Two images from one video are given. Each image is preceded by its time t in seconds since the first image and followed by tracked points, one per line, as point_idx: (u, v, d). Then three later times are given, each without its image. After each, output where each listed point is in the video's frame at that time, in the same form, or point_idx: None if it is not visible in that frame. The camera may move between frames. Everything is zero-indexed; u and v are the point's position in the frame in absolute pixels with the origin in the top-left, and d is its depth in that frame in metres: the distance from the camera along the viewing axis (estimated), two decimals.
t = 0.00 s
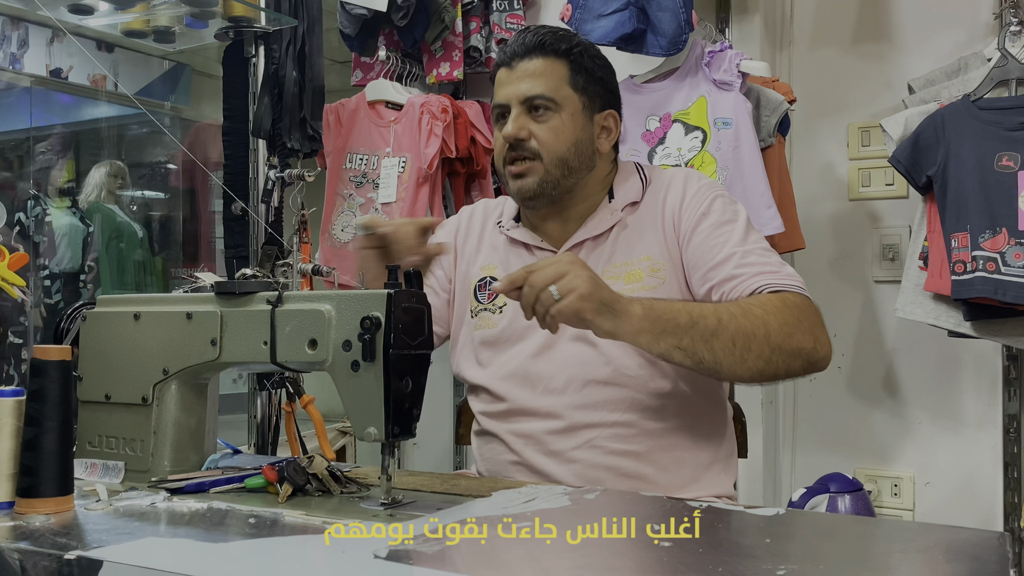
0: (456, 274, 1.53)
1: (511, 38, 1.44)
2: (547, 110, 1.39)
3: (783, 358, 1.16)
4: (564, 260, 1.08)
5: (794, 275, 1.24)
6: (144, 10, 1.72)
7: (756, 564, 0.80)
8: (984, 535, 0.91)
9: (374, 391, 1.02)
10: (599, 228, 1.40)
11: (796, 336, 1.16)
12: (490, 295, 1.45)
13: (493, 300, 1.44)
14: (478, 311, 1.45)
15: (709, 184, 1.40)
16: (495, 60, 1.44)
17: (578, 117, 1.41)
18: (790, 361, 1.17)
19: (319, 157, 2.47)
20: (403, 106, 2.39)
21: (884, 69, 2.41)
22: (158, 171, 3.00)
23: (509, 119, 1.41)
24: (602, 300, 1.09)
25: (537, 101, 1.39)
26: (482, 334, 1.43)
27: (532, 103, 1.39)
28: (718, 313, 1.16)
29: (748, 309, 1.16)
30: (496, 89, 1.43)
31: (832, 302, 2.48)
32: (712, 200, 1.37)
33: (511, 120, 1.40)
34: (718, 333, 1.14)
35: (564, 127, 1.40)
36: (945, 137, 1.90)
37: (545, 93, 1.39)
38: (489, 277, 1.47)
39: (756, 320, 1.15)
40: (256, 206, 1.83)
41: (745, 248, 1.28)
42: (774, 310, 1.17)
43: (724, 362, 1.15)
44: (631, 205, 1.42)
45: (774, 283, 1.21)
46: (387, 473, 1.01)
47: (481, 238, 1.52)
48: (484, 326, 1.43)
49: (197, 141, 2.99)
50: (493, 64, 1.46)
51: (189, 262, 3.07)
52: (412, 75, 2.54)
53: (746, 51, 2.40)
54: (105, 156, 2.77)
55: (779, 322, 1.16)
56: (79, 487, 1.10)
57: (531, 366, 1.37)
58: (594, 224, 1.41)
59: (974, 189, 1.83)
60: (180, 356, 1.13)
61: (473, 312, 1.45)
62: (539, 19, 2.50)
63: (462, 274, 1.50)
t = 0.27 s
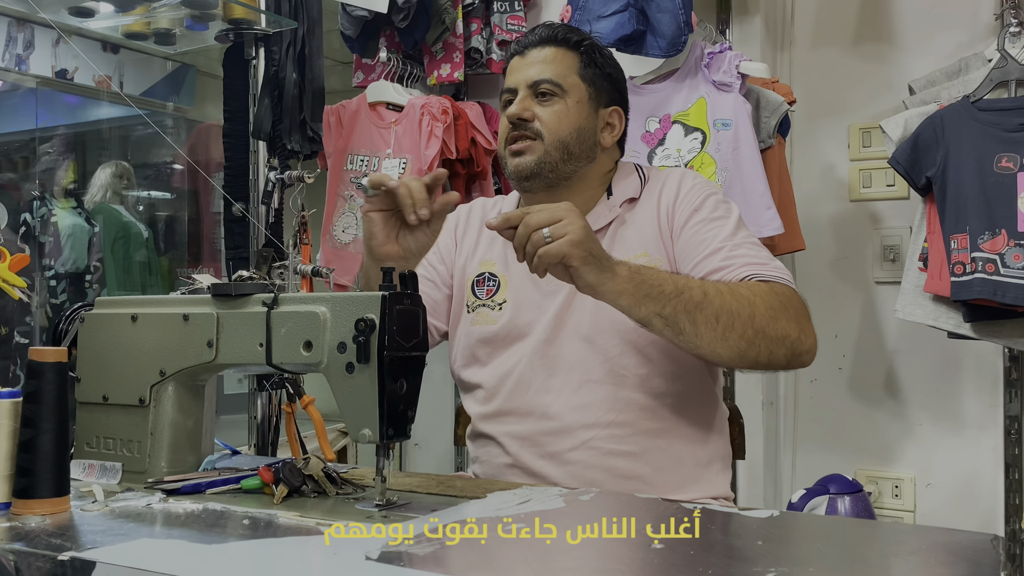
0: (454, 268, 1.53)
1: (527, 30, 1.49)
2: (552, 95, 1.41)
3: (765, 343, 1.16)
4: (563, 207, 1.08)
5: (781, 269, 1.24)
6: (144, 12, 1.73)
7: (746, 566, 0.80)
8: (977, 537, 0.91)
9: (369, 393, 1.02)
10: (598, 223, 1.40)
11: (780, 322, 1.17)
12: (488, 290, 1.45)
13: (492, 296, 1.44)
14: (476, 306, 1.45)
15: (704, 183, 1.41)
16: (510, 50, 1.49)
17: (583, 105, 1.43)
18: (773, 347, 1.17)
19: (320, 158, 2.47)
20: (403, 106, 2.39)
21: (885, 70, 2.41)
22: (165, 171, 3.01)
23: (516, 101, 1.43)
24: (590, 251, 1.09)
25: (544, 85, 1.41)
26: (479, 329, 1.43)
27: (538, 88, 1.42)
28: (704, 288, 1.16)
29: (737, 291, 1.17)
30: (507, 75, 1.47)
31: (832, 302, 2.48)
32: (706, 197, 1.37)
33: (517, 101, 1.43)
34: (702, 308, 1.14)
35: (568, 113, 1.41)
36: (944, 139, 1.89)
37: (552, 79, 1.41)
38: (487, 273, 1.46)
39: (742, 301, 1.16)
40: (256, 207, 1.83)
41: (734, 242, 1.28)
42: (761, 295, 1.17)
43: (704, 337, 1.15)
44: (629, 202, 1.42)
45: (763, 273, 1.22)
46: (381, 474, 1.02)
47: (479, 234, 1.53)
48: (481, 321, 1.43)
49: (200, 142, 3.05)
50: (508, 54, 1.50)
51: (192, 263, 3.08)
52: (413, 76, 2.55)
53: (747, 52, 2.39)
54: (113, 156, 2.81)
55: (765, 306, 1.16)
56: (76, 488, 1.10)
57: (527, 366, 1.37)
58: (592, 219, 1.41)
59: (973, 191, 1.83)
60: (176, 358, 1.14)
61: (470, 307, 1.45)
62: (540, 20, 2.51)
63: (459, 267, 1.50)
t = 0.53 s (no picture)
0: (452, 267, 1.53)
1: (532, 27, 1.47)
2: (557, 96, 1.40)
3: (750, 339, 1.17)
4: (555, 190, 1.12)
5: (773, 270, 1.24)
6: (145, 12, 1.74)
7: (743, 567, 0.80)
8: (975, 538, 0.91)
9: (367, 393, 1.02)
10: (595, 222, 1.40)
11: (768, 320, 1.17)
12: (483, 288, 1.44)
13: (487, 294, 1.44)
14: (471, 304, 1.45)
15: (699, 183, 1.41)
16: (514, 46, 1.47)
17: (587, 106, 1.42)
18: (760, 344, 1.17)
19: (322, 157, 2.46)
20: (405, 106, 2.39)
21: (887, 69, 2.40)
22: (168, 170, 3.00)
23: (520, 100, 1.42)
24: (574, 240, 1.11)
25: (549, 86, 1.40)
26: (474, 327, 1.43)
27: (542, 87, 1.40)
28: (693, 280, 1.17)
29: (725, 286, 1.18)
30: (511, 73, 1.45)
31: (834, 302, 2.47)
32: (700, 197, 1.37)
33: (521, 101, 1.41)
34: (686, 301, 1.15)
35: (572, 114, 1.40)
36: (946, 138, 1.89)
37: (556, 79, 1.40)
38: (483, 271, 1.46)
39: (730, 297, 1.16)
40: (257, 206, 1.83)
41: (727, 242, 1.28)
42: (750, 292, 1.18)
43: (688, 329, 1.15)
44: (624, 201, 1.43)
45: (755, 272, 1.22)
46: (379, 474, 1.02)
47: (476, 232, 1.53)
48: (476, 319, 1.43)
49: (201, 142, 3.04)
50: (512, 51, 1.48)
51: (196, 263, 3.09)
52: (415, 77, 2.54)
53: (748, 51, 2.39)
54: (116, 156, 2.80)
55: (753, 304, 1.17)
56: (75, 487, 1.11)
57: (525, 366, 1.37)
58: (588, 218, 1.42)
59: (975, 191, 1.82)
60: (175, 358, 1.14)
61: (465, 305, 1.45)
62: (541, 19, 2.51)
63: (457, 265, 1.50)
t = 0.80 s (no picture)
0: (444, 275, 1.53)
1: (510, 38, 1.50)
2: (534, 107, 1.42)
3: (806, 351, 1.15)
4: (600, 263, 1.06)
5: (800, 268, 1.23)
6: (145, 13, 1.74)
7: (738, 568, 0.80)
8: (974, 540, 0.91)
9: (364, 394, 1.02)
10: (590, 228, 1.40)
11: (818, 329, 1.15)
12: (481, 298, 1.44)
13: (484, 303, 1.44)
14: (470, 315, 1.45)
15: (700, 185, 1.40)
16: (492, 58, 1.50)
17: (564, 115, 1.43)
18: (813, 353, 1.15)
19: (322, 158, 2.46)
20: (406, 107, 2.39)
21: (887, 70, 2.40)
22: (171, 170, 3.01)
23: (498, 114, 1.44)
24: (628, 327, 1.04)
25: (524, 98, 1.42)
26: (473, 337, 1.43)
27: (518, 99, 1.43)
28: (751, 309, 1.12)
29: (777, 299, 1.15)
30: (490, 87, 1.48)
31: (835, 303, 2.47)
32: (705, 201, 1.37)
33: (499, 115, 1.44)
34: (753, 330, 1.11)
35: (548, 125, 1.42)
36: (946, 139, 1.89)
37: (531, 90, 1.42)
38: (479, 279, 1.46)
39: (784, 316, 1.13)
40: (258, 206, 1.83)
41: (751, 248, 1.27)
42: (799, 304, 1.15)
43: (753, 355, 1.12)
44: (620, 206, 1.42)
45: (788, 275, 1.20)
46: (377, 475, 1.02)
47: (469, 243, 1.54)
48: (475, 329, 1.43)
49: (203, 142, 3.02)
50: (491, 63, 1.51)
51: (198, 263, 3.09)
52: (416, 77, 2.54)
53: (749, 52, 2.39)
54: (118, 156, 2.79)
55: (804, 318, 1.14)
56: (73, 488, 1.11)
57: (524, 366, 1.36)
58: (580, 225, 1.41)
59: (975, 192, 1.82)
60: (173, 359, 1.14)
61: (464, 316, 1.45)
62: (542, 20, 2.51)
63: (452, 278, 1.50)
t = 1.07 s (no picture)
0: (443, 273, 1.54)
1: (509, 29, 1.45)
2: (537, 104, 1.40)
3: (835, 328, 1.18)
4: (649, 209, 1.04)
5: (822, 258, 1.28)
6: (149, 13, 1.75)
7: (743, 567, 0.80)
8: (977, 540, 0.91)
9: (368, 393, 1.02)
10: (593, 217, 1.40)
11: (846, 308, 1.18)
12: (477, 290, 1.45)
13: (480, 295, 1.45)
14: (468, 307, 1.46)
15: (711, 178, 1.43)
16: (491, 50, 1.45)
17: (569, 113, 1.41)
18: (841, 333, 1.18)
19: (326, 158, 2.46)
20: (409, 107, 2.39)
21: (891, 70, 2.40)
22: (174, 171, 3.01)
23: (500, 109, 1.41)
24: (685, 276, 1.04)
25: (528, 94, 1.39)
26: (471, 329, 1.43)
27: (522, 96, 1.40)
28: (794, 280, 1.15)
29: (813, 276, 1.17)
30: (491, 79, 1.44)
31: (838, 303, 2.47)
32: (718, 193, 1.40)
33: (501, 111, 1.41)
34: (795, 296, 1.14)
35: (553, 122, 1.39)
36: (950, 139, 1.88)
37: (536, 86, 1.39)
38: (475, 274, 1.47)
39: (815, 289, 1.16)
40: (261, 206, 1.84)
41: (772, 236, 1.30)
42: (826, 281, 1.18)
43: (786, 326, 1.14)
44: (625, 198, 1.44)
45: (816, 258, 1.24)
46: (381, 475, 1.02)
47: (465, 235, 1.54)
48: (473, 321, 1.44)
49: (206, 142, 3.05)
50: (491, 53, 1.46)
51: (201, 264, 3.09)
52: (419, 77, 2.55)
53: (752, 52, 2.39)
54: (122, 156, 2.82)
55: (833, 296, 1.17)
56: (78, 487, 1.11)
57: (526, 365, 1.37)
58: (588, 215, 1.41)
59: (979, 192, 1.82)
60: (178, 359, 1.15)
61: (462, 309, 1.46)
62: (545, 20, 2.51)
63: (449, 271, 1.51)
